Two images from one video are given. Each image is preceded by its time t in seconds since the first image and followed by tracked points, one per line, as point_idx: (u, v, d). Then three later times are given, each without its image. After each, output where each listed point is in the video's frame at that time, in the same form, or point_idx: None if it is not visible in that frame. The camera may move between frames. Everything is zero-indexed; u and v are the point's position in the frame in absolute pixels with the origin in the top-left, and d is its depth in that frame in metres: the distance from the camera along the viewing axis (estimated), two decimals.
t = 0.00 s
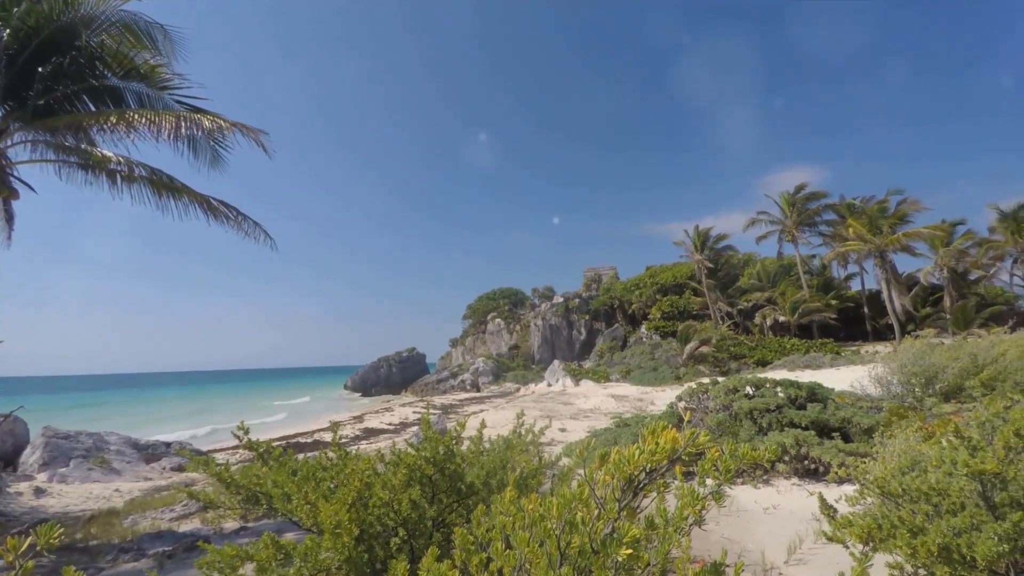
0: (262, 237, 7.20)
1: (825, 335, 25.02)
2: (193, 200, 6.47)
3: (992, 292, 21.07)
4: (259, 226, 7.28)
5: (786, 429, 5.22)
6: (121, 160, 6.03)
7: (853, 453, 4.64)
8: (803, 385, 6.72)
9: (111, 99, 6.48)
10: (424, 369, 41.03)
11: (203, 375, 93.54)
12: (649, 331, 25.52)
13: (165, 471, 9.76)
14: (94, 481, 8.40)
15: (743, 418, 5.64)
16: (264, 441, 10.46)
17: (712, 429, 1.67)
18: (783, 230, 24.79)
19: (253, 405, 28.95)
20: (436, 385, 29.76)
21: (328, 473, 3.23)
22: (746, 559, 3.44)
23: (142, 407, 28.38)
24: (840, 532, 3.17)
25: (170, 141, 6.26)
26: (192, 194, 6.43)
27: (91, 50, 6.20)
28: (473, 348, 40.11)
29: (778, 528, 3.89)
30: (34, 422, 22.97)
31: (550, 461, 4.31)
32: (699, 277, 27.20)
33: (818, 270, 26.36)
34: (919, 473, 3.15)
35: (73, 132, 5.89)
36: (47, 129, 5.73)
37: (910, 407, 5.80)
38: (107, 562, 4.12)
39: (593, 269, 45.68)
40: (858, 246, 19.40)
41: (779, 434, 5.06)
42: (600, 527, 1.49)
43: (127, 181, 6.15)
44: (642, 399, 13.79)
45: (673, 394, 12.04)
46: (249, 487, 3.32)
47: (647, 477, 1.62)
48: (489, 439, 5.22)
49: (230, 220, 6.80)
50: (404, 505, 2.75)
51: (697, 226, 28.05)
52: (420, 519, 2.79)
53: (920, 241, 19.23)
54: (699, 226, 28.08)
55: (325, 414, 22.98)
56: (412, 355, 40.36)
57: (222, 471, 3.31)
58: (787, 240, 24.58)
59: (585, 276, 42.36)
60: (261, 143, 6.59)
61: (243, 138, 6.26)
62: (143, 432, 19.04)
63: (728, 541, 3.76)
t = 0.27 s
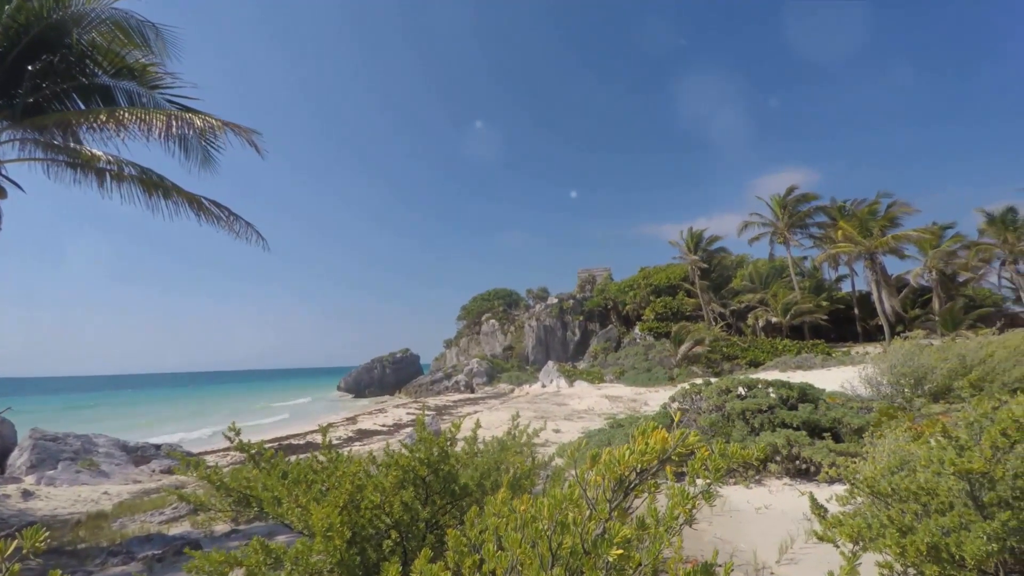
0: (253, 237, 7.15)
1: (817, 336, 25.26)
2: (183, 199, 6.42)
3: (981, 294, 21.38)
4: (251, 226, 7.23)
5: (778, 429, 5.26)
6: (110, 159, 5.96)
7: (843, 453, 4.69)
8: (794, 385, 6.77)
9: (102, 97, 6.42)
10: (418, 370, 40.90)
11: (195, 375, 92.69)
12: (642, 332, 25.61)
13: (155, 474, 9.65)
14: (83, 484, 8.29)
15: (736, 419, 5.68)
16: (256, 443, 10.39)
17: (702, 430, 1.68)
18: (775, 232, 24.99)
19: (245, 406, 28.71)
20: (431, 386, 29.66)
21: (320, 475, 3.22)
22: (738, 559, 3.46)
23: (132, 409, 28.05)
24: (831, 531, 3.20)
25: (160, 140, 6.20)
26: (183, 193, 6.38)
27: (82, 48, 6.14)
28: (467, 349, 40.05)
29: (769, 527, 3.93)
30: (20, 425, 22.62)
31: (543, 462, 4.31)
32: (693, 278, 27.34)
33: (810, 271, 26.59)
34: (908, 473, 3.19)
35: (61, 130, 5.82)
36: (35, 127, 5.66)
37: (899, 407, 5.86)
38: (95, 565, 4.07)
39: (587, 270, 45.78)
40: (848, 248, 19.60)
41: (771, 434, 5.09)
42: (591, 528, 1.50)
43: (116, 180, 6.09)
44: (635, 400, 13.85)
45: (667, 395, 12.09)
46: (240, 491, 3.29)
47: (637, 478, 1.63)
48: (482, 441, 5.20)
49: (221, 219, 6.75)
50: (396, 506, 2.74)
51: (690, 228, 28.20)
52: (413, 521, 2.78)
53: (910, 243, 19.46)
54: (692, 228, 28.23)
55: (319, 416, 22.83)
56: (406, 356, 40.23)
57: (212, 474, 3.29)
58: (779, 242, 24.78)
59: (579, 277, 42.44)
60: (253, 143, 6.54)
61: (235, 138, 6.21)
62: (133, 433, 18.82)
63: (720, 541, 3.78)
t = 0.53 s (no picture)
0: (245, 237, 7.09)
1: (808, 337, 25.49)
2: (174, 198, 6.35)
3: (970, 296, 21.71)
4: (243, 225, 7.18)
5: (770, 429, 5.30)
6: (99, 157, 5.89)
7: (834, 453, 4.73)
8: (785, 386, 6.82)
9: (92, 95, 6.35)
10: (412, 371, 40.77)
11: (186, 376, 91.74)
12: (636, 333, 25.70)
13: (144, 476, 9.54)
14: (71, 485, 8.18)
15: (728, 419, 5.72)
16: (248, 444, 10.31)
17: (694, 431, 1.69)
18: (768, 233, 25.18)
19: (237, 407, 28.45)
20: (424, 387, 29.57)
21: (312, 477, 3.20)
22: (729, 559, 3.48)
23: (121, 410, 27.73)
24: (821, 531, 3.23)
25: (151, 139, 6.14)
26: (174, 192, 6.32)
27: (73, 45, 6.07)
28: (461, 349, 39.99)
29: (760, 527, 3.96)
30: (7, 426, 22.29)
31: (537, 463, 4.31)
32: (686, 279, 27.48)
33: (802, 273, 26.83)
34: (896, 472, 3.24)
35: (50, 128, 5.74)
36: (23, 125, 5.58)
37: (889, 408, 5.92)
38: (83, 568, 4.02)
39: (582, 270, 45.87)
40: (839, 250, 19.80)
41: (763, 435, 5.13)
42: (583, 528, 1.50)
43: (106, 179, 6.02)
44: (629, 401, 13.90)
45: (660, 395, 12.13)
46: (230, 492, 3.27)
47: (629, 478, 1.63)
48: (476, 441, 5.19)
49: (213, 219, 6.69)
50: (389, 508, 2.73)
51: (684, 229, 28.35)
52: (406, 523, 2.78)
53: (899, 245, 19.71)
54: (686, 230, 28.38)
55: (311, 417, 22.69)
56: (399, 356, 40.08)
57: (202, 476, 3.26)
58: (771, 243, 24.97)
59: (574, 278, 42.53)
60: (246, 142, 6.49)
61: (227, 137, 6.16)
62: (122, 435, 18.58)
63: (712, 541, 3.80)
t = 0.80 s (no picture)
0: (237, 236, 7.04)
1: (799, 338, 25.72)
2: (165, 197, 6.29)
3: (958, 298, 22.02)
4: (235, 224, 7.12)
5: (762, 430, 5.34)
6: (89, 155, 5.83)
7: (824, 453, 4.77)
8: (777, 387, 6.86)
9: (83, 93, 6.29)
10: (405, 372, 40.62)
11: (177, 377, 90.79)
12: (630, 334, 25.77)
13: (133, 478, 9.42)
14: (59, 487, 8.06)
15: (720, 420, 5.75)
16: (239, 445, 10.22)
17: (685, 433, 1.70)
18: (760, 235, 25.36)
19: (229, 409, 28.17)
20: (418, 388, 29.45)
21: (303, 479, 3.18)
22: (721, 559, 3.50)
23: (110, 411, 27.36)
24: (811, 531, 3.26)
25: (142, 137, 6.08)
26: (165, 191, 6.26)
27: (64, 42, 5.99)
28: (455, 350, 39.91)
29: (752, 527, 3.98)
30: None
31: (530, 463, 4.31)
32: (679, 281, 27.62)
33: (793, 275, 27.06)
34: (885, 473, 3.28)
35: (39, 125, 5.67)
36: (10, 121, 5.50)
37: (878, 408, 5.98)
38: (69, 572, 3.96)
39: (576, 272, 45.96)
40: (830, 252, 20.00)
41: (754, 435, 5.17)
42: (575, 529, 1.51)
43: (95, 177, 5.95)
44: (622, 401, 13.95)
45: (653, 396, 12.18)
46: (220, 495, 3.24)
47: (621, 479, 1.63)
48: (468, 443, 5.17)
49: (204, 218, 6.63)
50: (381, 509, 2.72)
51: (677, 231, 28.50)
52: (398, 524, 2.77)
53: (889, 248, 19.95)
54: (679, 231, 28.52)
55: (303, 418, 22.52)
56: (393, 357, 39.93)
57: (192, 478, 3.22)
58: (763, 245, 25.16)
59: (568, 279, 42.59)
60: (238, 142, 6.45)
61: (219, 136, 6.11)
62: (112, 436, 18.34)
63: (704, 541, 3.82)
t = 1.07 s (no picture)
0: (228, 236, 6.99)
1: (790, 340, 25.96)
2: (156, 196, 6.23)
3: (946, 300, 22.33)
4: (226, 224, 7.07)
5: (753, 431, 5.38)
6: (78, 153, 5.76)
7: (815, 454, 4.82)
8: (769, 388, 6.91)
9: (72, 91, 6.21)
10: (398, 373, 40.48)
11: (167, 378, 89.81)
12: (623, 335, 25.86)
13: (122, 481, 9.30)
14: (46, 490, 7.94)
15: (713, 421, 5.79)
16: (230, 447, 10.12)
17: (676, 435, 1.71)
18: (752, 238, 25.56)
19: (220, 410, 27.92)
20: (411, 389, 29.34)
21: (294, 481, 3.16)
22: (713, 559, 3.52)
23: (98, 413, 26.96)
24: (801, 531, 3.28)
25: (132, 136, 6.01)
26: (156, 191, 6.20)
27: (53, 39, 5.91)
28: (449, 351, 39.84)
29: (743, 527, 4.01)
30: None
31: (524, 465, 4.31)
32: (672, 282, 27.78)
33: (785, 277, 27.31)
34: (874, 473, 3.32)
35: (27, 123, 5.59)
36: None
37: (868, 409, 6.05)
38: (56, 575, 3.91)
39: (570, 273, 46.08)
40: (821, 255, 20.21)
41: (746, 436, 5.21)
42: (566, 530, 1.51)
43: (85, 176, 5.87)
44: (616, 402, 14.00)
45: (646, 397, 12.24)
46: (210, 498, 3.21)
47: (612, 481, 1.64)
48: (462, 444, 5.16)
49: (196, 218, 6.58)
50: (373, 511, 2.72)
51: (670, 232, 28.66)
52: (390, 526, 2.76)
53: (878, 250, 20.19)
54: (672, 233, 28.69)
55: (295, 420, 22.34)
56: (386, 358, 39.78)
57: (181, 481, 3.19)
58: (755, 247, 25.36)
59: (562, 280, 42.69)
60: (231, 142, 6.40)
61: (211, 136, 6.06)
62: (100, 438, 18.10)
63: (696, 541, 3.84)
